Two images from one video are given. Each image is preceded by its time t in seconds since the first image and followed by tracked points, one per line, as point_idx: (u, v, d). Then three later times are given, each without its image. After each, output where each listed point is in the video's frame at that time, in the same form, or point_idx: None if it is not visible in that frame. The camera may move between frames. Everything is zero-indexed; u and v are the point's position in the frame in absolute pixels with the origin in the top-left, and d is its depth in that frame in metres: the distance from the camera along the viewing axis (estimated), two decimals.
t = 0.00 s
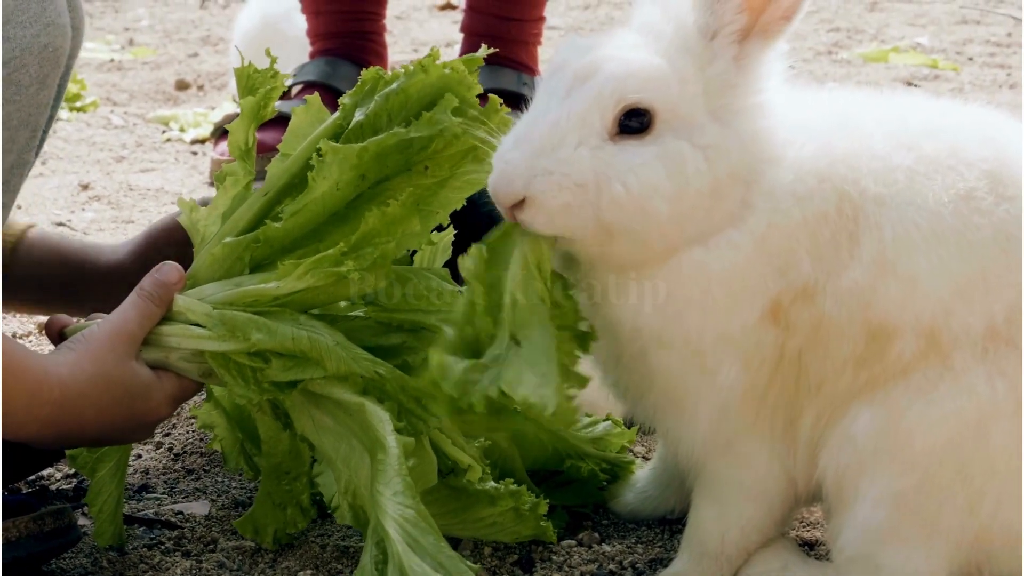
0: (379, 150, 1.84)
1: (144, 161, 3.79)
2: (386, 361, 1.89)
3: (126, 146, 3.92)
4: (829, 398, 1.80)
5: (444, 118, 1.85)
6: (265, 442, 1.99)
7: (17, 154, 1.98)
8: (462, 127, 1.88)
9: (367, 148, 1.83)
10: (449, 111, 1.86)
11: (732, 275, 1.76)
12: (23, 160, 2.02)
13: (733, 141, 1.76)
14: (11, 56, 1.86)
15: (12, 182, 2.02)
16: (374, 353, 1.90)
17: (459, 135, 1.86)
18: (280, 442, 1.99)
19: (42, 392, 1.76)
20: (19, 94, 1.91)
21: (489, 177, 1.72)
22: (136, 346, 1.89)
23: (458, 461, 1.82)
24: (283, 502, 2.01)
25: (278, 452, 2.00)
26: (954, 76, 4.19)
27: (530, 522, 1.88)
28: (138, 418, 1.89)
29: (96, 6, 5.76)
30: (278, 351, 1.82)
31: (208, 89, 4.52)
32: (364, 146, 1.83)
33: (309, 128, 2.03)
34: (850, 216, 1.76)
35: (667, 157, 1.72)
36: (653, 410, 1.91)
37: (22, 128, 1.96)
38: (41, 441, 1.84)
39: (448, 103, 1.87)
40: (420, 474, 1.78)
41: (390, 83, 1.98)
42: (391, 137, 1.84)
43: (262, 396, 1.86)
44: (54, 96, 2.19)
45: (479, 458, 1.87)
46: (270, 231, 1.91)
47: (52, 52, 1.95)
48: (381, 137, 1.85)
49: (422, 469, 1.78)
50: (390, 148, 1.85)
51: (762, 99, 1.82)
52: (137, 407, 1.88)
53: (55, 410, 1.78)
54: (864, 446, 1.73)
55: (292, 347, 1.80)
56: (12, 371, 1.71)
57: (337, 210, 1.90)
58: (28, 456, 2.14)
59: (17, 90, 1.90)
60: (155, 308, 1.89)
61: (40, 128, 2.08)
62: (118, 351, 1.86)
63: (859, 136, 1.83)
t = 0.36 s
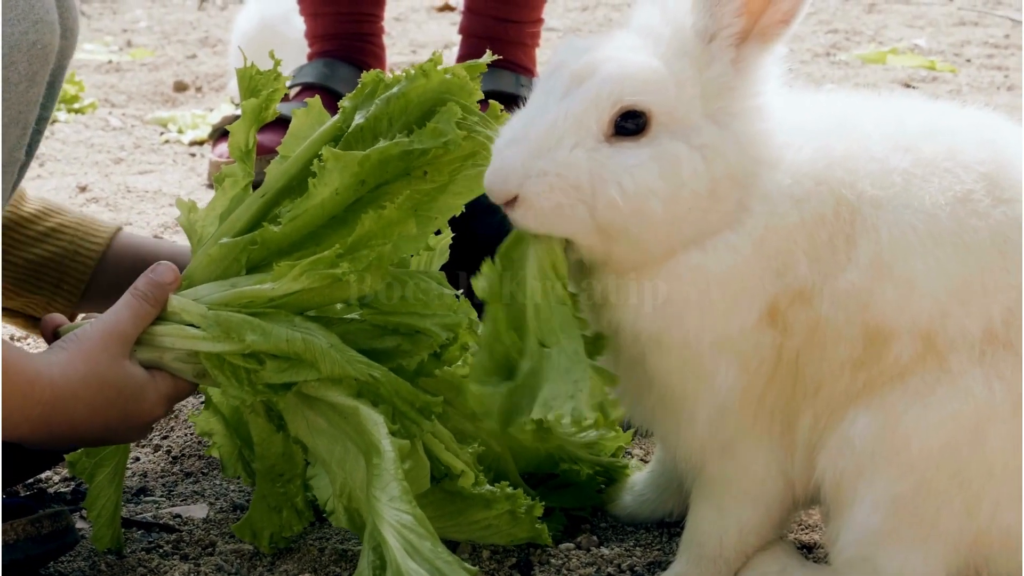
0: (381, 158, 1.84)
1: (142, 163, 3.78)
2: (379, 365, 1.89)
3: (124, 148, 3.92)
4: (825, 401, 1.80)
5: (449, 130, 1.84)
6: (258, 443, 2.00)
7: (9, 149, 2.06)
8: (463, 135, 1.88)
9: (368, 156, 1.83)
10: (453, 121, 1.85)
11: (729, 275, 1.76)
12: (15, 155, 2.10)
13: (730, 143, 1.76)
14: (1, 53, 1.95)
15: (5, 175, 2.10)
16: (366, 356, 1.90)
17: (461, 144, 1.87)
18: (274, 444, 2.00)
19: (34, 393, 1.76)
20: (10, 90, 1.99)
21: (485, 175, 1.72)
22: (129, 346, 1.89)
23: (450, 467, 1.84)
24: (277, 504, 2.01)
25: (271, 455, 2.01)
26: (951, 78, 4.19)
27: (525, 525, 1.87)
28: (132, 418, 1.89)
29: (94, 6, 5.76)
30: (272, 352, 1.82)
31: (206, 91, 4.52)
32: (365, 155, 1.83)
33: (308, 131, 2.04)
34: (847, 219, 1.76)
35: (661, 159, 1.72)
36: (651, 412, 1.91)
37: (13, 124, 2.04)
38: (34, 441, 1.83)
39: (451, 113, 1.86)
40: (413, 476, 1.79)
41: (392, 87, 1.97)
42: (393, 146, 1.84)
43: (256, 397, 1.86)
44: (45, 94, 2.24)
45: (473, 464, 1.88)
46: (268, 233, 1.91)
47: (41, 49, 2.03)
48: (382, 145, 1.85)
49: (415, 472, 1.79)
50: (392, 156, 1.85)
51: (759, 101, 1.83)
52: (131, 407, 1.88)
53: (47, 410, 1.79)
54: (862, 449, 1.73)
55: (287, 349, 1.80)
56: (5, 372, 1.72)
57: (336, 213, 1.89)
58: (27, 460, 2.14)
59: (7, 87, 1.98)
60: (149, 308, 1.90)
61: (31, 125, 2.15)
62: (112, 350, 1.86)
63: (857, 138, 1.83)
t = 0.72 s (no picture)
0: (374, 159, 1.84)
1: (140, 166, 3.78)
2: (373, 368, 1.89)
3: (122, 150, 3.92)
4: (822, 404, 1.80)
5: (441, 132, 1.84)
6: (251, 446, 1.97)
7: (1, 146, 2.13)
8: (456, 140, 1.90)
9: (361, 157, 1.83)
10: (446, 125, 1.85)
11: (724, 278, 1.77)
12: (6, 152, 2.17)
13: (726, 147, 1.77)
14: None
15: None
16: (361, 360, 1.90)
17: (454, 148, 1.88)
18: (267, 446, 1.97)
19: (29, 393, 1.76)
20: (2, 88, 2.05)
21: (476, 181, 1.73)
22: (124, 347, 1.89)
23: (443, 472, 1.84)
24: (272, 507, 2.00)
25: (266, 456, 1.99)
26: (949, 81, 4.19)
27: (519, 528, 1.87)
28: (129, 419, 1.90)
29: (92, 8, 5.75)
30: (265, 356, 1.82)
31: (204, 93, 4.52)
32: (358, 156, 1.82)
33: (306, 131, 2.04)
34: (844, 223, 1.77)
35: (654, 162, 1.72)
36: (647, 413, 1.92)
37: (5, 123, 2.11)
38: (32, 441, 1.85)
39: (444, 116, 1.87)
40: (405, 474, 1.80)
41: (388, 90, 1.98)
42: (386, 147, 1.83)
43: (248, 400, 1.85)
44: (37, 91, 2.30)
45: (467, 468, 1.88)
46: (262, 235, 1.91)
47: (33, 48, 2.10)
48: (376, 146, 1.84)
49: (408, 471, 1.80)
50: (385, 157, 1.84)
51: (754, 104, 1.83)
52: (125, 408, 1.88)
53: (42, 410, 1.79)
54: (858, 452, 1.73)
55: (279, 351, 1.81)
56: None
57: (331, 215, 1.90)
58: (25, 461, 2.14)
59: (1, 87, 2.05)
60: (144, 309, 1.90)
61: (23, 121, 2.23)
62: (106, 351, 1.86)
63: (854, 141, 1.83)
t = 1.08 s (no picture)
0: (372, 160, 1.84)
1: (135, 167, 3.78)
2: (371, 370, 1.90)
3: (118, 152, 3.91)
4: (819, 406, 1.81)
5: (438, 131, 1.87)
6: (249, 447, 1.99)
7: None
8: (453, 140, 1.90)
9: (360, 159, 1.83)
10: (443, 124, 1.88)
11: (720, 279, 1.77)
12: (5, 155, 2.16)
13: (721, 149, 1.77)
14: None
15: None
16: (360, 362, 1.91)
17: (453, 148, 1.89)
18: (265, 448, 1.99)
19: (28, 392, 1.76)
20: (2, 91, 2.05)
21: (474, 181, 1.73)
22: (123, 347, 1.89)
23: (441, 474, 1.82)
24: (269, 509, 2.00)
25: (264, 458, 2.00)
26: (945, 81, 4.20)
27: (516, 530, 1.87)
28: (127, 420, 1.89)
29: (87, 10, 5.75)
30: (264, 358, 1.83)
31: (200, 94, 4.52)
32: (357, 158, 1.83)
33: (305, 134, 2.04)
34: (840, 224, 1.77)
35: (649, 165, 1.72)
36: (644, 415, 1.92)
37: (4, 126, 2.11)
38: (30, 441, 1.85)
39: (443, 114, 1.91)
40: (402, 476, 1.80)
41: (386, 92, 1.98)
42: (384, 148, 1.85)
43: (247, 401, 1.85)
44: (35, 94, 2.30)
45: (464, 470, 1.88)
46: (261, 238, 1.91)
47: (31, 50, 2.10)
48: (374, 147, 1.85)
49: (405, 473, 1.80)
50: (383, 159, 1.85)
51: (748, 106, 1.83)
52: (124, 408, 1.88)
53: (40, 410, 1.79)
54: (855, 454, 1.74)
55: (277, 353, 1.82)
56: None
57: (330, 217, 1.90)
58: (21, 463, 2.14)
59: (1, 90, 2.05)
60: (143, 310, 1.90)
61: (22, 125, 2.22)
62: (105, 351, 1.86)
63: (850, 143, 1.84)
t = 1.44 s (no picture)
0: (372, 161, 1.85)
1: (132, 170, 3.77)
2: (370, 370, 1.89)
3: (115, 154, 3.91)
4: (818, 408, 1.81)
5: (439, 133, 1.86)
6: (251, 448, 1.99)
7: None
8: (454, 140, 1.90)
9: (360, 160, 1.84)
10: (444, 125, 1.87)
11: (718, 280, 1.77)
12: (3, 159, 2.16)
13: (719, 151, 1.77)
14: None
15: None
16: (361, 363, 1.90)
17: (453, 150, 1.88)
18: (266, 448, 1.99)
19: (28, 393, 1.76)
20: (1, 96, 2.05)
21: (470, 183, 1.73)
22: (123, 349, 1.89)
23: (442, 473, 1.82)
24: (270, 508, 2.00)
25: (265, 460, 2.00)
26: (942, 83, 4.20)
27: (515, 532, 1.87)
28: (126, 422, 1.89)
29: (83, 13, 5.74)
30: (264, 358, 1.83)
31: (196, 97, 4.51)
32: (357, 158, 1.84)
33: (305, 135, 2.04)
34: (838, 225, 1.77)
35: (647, 167, 1.72)
36: (642, 417, 1.92)
37: (3, 130, 2.11)
38: (29, 443, 1.84)
39: (443, 114, 1.89)
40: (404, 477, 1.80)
41: (385, 92, 1.97)
42: (384, 149, 1.85)
43: (248, 403, 1.85)
44: (34, 98, 2.30)
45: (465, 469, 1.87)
46: (261, 238, 1.91)
47: (30, 55, 2.10)
48: (374, 148, 1.85)
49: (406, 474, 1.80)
50: (383, 160, 1.86)
51: (746, 108, 1.83)
52: (122, 409, 1.87)
53: (41, 411, 1.78)
54: (854, 455, 1.74)
55: (278, 354, 1.82)
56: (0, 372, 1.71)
57: (330, 218, 1.90)
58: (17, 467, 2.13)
59: None
60: (144, 311, 1.89)
61: (22, 129, 2.23)
62: (105, 353, 1.85)
63: (849, 145, 1.84)
